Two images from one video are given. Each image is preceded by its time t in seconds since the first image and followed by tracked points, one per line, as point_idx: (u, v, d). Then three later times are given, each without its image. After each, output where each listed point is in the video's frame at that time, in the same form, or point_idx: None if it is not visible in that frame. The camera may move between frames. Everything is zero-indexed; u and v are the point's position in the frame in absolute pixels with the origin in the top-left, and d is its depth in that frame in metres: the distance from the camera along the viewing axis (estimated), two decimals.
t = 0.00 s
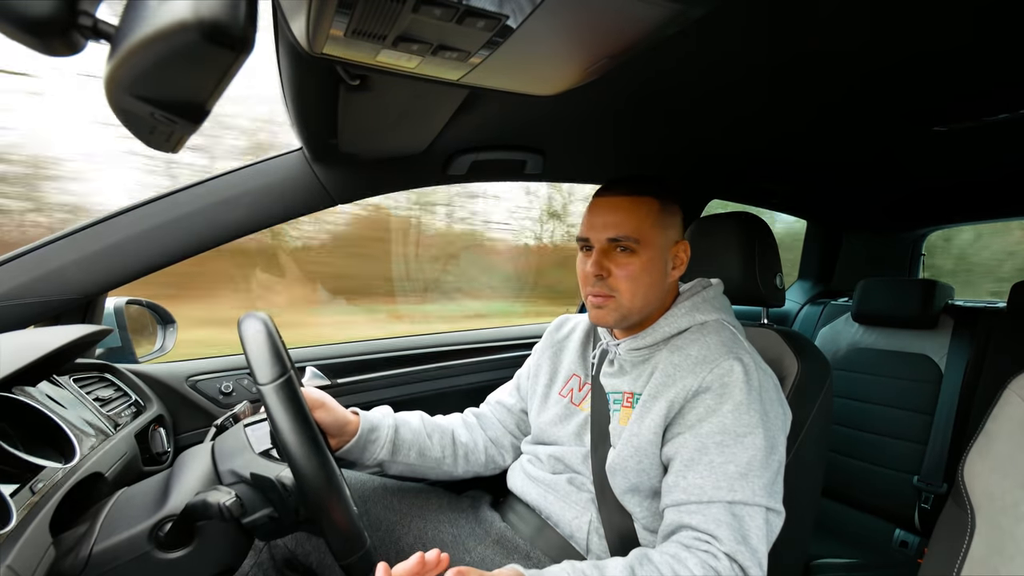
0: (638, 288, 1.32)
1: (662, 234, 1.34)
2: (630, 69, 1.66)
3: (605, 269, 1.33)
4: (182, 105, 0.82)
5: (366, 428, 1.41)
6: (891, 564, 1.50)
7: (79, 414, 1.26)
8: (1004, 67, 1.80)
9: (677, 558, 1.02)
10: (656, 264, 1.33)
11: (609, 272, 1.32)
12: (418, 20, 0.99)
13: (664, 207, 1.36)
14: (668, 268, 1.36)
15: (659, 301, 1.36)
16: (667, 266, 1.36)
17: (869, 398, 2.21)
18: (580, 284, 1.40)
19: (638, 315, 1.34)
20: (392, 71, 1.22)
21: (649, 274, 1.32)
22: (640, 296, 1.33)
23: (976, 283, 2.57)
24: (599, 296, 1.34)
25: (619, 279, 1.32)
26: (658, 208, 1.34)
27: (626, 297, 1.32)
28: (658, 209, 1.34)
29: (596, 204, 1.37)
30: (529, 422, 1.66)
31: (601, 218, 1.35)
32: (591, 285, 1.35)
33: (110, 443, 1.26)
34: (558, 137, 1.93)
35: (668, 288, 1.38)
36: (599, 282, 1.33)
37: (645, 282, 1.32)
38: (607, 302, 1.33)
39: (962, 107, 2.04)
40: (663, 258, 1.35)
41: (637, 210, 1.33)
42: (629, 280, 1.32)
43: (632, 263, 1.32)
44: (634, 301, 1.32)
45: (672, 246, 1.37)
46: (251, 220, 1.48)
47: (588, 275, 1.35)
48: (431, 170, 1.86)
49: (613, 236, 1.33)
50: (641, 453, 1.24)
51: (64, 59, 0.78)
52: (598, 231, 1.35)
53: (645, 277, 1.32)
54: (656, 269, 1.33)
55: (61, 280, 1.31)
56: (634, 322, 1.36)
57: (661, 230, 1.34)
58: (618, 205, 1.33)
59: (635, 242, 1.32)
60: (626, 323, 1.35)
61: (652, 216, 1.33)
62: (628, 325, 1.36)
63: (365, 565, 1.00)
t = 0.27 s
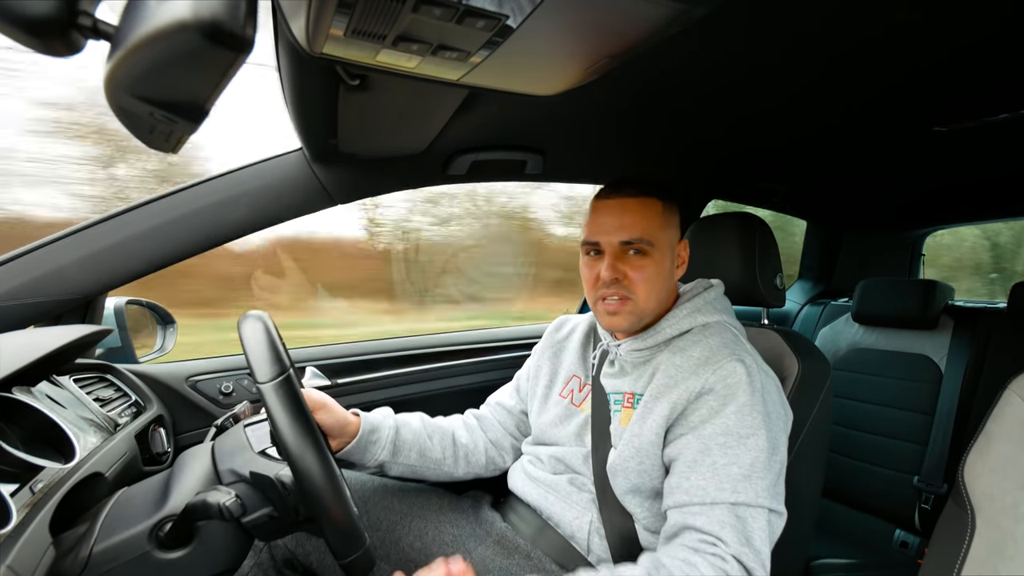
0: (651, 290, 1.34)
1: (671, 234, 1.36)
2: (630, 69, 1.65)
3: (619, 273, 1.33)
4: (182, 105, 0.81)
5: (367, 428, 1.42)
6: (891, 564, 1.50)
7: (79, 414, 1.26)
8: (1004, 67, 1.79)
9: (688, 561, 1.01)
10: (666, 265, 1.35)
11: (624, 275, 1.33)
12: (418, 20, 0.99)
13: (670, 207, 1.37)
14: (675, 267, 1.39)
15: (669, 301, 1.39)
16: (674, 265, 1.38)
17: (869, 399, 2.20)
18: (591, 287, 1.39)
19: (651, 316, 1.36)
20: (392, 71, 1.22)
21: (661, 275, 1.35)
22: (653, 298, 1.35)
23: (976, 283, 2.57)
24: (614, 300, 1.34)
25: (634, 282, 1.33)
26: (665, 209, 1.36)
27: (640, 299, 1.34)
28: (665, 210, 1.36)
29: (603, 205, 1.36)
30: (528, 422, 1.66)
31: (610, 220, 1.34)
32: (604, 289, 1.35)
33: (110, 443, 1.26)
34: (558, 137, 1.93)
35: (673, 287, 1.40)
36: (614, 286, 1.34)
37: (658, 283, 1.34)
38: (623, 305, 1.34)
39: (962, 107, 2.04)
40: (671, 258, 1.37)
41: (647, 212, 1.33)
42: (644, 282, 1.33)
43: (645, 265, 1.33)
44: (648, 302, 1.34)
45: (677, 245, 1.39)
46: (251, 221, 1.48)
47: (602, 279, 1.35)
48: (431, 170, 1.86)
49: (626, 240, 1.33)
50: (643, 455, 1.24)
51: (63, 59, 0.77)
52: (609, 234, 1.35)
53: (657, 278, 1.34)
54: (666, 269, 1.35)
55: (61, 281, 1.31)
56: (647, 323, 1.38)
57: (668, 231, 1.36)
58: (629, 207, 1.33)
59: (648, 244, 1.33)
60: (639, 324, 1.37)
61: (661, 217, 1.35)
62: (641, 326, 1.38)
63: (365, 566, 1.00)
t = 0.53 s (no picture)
0: (632, 288, 1.32)
1: (659, 234, 1.33)
2: (629, 68, 1.65)
3: (599, 270, 1.33)
4: (182, 105, 0.82)
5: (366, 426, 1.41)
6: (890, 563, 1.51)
7: (79, 414, 1.26)
8: (1004, 67, 1.80)
9: (695, 566, 1.02)
10: (650, 263, 1.33)
11: (605, 273, 1.32)
12: (418, 20, 0.99)
13: (661, 205, 1.35)
14: (665, 267, 1.35)
15: (657, 300, 1.36)
16: (664, 264, 1.35)
17: (869, 399, 2.20)
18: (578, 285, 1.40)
19: (634, 315, 1.34)
20: (392, 71, 1.22)
21: (644, 275, 1.32)
22: (635, 296, 1.32)
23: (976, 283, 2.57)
24: (593, 296, 1.34)
25: (614, 280, 1.32)
26: (653, 207, 1.33)
27: (621, 297, 1.32)
28: (653, 208, 1.33)
29: (593, 204, 1.37)
30: (528, 421, 1.67)
31: (596, 218, 1.35)
32: (586, 286, 1.35)
33: (110, 443, 1.26)
34: (558, 137, 1.93)
35: (665, 287, 1.37)
36: (593, 282, 1.33)
37: (640, 281, 1.32)
38: (602, 302, 1.33)
39: (962, 107, 2.04)
40: (658, 257, 1.34)
41: (630, 209, 1.32)
42: (623, 279, 1.31)
43: (626, 263, 1.31)
44: (629, 302, 1.32)
45: (669, 244, 1.36)
46: (251, 220, 1.48)
47: (583, 275, 1.35)
48: (430, 169, 1.86)
49: (608, 237, 1.32)
50: (645, 455, 1.24)
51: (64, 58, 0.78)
52: (593, 232, 1.35)
53: (639, 276, 1.32)
54: (650, 268, 1.33)
55: (62, 280, 1.31)
56: (631, 321, 1.36)
57: (656, 229, 1.33)
58: (614, 205, 1.33)
59: (629, 241, 1.31)
60: (622, 323, 1.35)
61: (647, 216, 1.32)
62: (626, 325, 1.36)
63: (365, 565, 1.00)
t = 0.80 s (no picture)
0: (619, 293, 1.32)
1: (647, 236, 1.33)
2: (630, 69, 1.65)
3: (587, 275, 1.34)
4: (182, 106, 0.82)
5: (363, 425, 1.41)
6: (888, 563, 1.51)
7: (79, 414, 1.26)
8: (1004, 68, 1.80)
9: (692, 568, 1.03)
10: (638, 267, 1.32)
11: (592, 277, 1.33)
12: (418, 21, 0.99)
13: (650, 209, 1.34)
14: (655, 270, 1.35)
15: (648, 304, 1.35)
16: (653, 268, 1.34)
17: (870, 399, 2.20)
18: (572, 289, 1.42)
19: (623, 319, 1.34)
20: (392, 72, 1.22)
21: (632, 279, 1.32)
22: (624, 301, 1.32)
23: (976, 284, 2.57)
24: (584, 301, 1.36)
25: (601, 284, 1.33)
26: (641, 211, 1.33)
27: (608, 302, 1.33)
28: (641, 212, 1.33)
29: (584, 209, 1.38)
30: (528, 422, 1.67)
31: (585, 224, 1.36)
32: (578, 290, 1.37)
33: (110, 443, 1.26)
34: (558, 137, 1.93)
35: (656, 291, 1.36)
36: (583, 287, 1.35)
37: (628, 286, 1.32)
38: (591, 307, 1.35)
39: (962, 108, 2.04)
40: (647, 261, 1.33)
41: (617, 214, 1.32)
42: (610, 284, 1.32)
43: (613, 268, 1.32)
44: (618, 306, 1.32)
45: (659, 248, 1.35)
46: (251, 220, 1.48)
47: (573, 280, 1.37)
48: (431, 170, 1.86)
49: (594, 242, 1.33)
50: (644, 456, 1.24)
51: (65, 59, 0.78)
52: (582, 237, 1.36)
53: (626, 281, 1.32)
54: (638, 272, 1.32)
55: (62, 280, 1.31)
56: (622, 325, 1.36)
57: (644, 233, 1.33)
58: (603, 210, 1.34)
59: (616, 246, 1.31)
60: (613, 327, 1.36)
61: (634, 220, 1.32)
62: (617, 328, 1.37)
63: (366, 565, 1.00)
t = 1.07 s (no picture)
0: (614, 286, 1.32)
1: (644, 231, 1.33)
2: (629, 67, 1.65)
3: (583, 268, 1.34)
4: (182, 105, 0.82)
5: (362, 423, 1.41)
6: (889, 563, 1.51)
7: (79, 413, 1.26)
8: (1003, 67, 1.80)
9: (681, 559, 1.03)
10: (634, 261, 1.32)
11: (588, 270, 1.33)
12: (418, 20, 0.99)
13: (648, 204, 1.34)
14: (651, 265, 1.34)
15: (643, 299, 1.35)
16: (650, 263, 1.34)
17: (870, 399, 2.20)
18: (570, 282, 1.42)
19: (618, 313, 1.34)
20: (392, 70, 1.22)
21: (627, 272, 1.32)
22: (618, 294, 1.32)
23: (976, 283, 2.57)
24: (579, 294, 1.36)
25: (597, 276, 1.33)
26: (638, 206, 1.33)
27: (603, 295, 1.33)
28: (638, 207, 1.33)
29: (583, 203, 1.38)
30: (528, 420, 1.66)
31: (583, 217, 1.37)
32: (574, 283, 1.37)
33: (110, 442, 1.26)
34: (558, 136, 1.93)
35: (652, 286, 1.36)
36: (579, 280, 1.35)
37: (623, 279, 1.32)
38: (586, 299, 1.35)
39: (962, 107, 2.04)
40: (643, 256, 1.33)
41: (614, 208, 1.33)
42: (605, 278, 1.32)
43: (608, 261, 1.32)
44: (612, 298, 1.32)
45: (656, 243, 1.35)
46: (251, 220, 1.48)
47: (570, 273, 1.37)
48: (431, 169, 1.86)
49: (592, 235, 1.34)
50: (642, 454, 1.24)
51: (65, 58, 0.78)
52: (579, 230, 1.36)
53: (622, 274, 1.32)
54: (634, 266, 1.32)
55: (62, 280, 1.31)
56: (616, 319, 1.36)
57: (640, 228, 1.33)
58: (601, 204, 1.34)
59: (612, 240, 1.32)
60: (607, 320, 1.36)
61: (631, 214, 1.32)
62: (612, 322, 1.36)
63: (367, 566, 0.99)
